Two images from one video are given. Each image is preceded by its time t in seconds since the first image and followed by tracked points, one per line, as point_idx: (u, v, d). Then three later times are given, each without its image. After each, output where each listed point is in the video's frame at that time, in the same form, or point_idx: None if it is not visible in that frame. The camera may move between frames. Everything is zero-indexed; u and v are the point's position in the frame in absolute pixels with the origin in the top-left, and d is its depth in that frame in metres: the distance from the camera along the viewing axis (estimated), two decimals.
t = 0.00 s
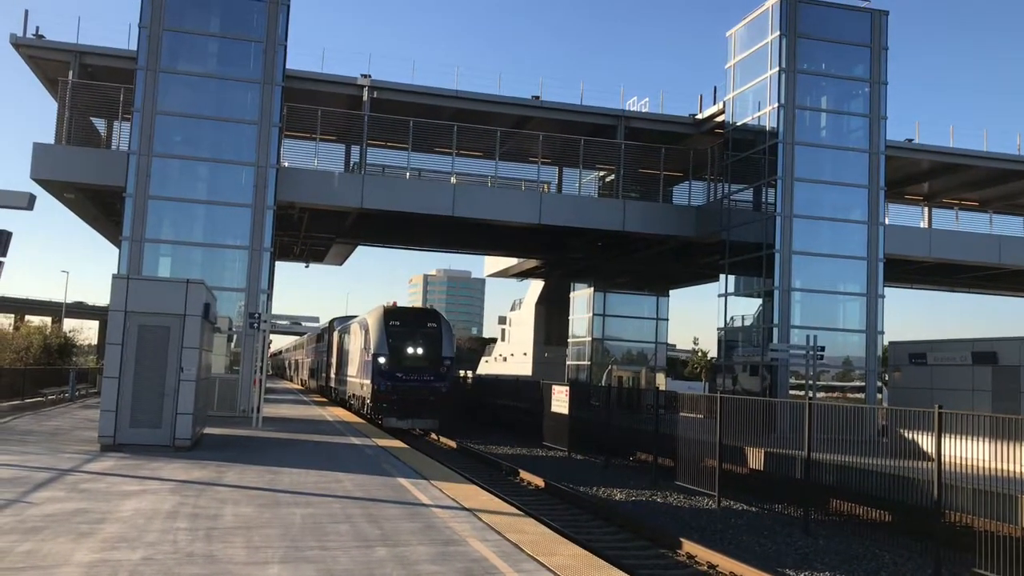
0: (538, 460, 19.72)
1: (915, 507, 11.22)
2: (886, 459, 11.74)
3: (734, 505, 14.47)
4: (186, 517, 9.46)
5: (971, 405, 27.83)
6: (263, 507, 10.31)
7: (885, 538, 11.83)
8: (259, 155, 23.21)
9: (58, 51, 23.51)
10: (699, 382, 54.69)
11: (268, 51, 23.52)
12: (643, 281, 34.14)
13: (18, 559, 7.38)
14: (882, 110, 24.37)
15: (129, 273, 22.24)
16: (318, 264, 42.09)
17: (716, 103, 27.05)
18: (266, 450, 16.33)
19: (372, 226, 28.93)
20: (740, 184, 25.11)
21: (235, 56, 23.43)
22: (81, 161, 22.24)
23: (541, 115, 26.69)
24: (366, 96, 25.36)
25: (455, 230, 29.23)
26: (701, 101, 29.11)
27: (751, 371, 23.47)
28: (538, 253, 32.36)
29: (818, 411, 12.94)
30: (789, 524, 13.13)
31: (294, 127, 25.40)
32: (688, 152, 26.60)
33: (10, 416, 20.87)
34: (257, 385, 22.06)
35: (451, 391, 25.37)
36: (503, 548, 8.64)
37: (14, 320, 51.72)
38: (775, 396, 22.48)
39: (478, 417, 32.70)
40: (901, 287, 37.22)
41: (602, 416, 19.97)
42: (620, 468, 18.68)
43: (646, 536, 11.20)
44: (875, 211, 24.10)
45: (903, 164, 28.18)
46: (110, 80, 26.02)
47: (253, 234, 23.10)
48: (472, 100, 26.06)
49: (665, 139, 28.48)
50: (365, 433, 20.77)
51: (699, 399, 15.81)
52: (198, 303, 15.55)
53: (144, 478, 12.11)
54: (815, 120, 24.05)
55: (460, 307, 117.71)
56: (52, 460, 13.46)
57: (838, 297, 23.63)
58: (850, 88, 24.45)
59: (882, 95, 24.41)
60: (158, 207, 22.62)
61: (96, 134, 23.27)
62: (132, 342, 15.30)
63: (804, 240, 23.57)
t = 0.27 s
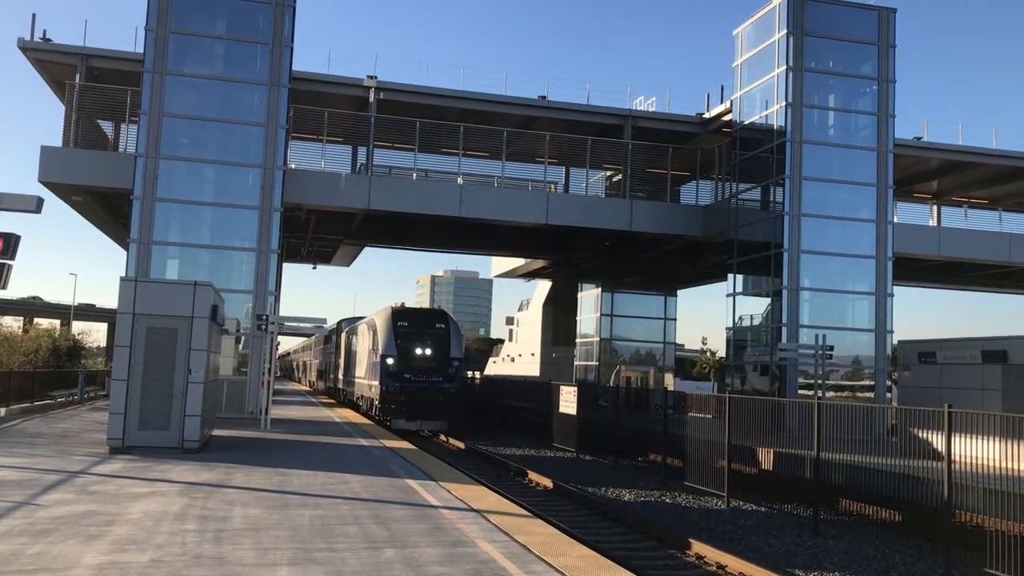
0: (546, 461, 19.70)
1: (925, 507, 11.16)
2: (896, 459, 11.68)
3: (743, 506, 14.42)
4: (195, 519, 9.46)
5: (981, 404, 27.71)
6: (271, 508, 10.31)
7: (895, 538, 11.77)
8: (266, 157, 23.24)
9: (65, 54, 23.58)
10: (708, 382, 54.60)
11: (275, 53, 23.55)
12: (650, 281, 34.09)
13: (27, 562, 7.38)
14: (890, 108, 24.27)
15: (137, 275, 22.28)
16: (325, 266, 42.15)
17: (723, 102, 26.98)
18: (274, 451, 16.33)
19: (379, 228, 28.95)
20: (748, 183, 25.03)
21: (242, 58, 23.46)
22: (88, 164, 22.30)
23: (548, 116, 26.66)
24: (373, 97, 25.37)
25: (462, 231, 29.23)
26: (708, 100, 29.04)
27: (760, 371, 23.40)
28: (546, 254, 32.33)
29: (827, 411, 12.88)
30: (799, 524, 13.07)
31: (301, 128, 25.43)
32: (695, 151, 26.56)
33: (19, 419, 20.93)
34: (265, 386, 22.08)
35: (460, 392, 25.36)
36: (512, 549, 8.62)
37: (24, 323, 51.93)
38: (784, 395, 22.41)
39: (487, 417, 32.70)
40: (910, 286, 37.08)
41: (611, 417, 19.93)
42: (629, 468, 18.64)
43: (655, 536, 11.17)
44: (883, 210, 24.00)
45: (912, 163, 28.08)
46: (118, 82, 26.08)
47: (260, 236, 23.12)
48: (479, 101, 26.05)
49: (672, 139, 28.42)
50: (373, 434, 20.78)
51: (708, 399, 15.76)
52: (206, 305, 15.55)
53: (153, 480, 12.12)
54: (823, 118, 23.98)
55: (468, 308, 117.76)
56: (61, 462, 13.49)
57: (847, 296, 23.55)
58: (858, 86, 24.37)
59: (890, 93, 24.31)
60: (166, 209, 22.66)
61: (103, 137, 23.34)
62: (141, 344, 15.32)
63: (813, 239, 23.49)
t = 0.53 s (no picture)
0: (554, 462, 19.73)
1: (933, 506, 11.16)
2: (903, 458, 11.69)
3: (751, 506, 14.44)
4: (204, 522, 9.53)
5: (989, 402, 27.66)
6: (280, 511, 10.37)
7: (903, 537, 11.78)
8: (273, 160, 23.33)
9: (74, 60, 23.72)
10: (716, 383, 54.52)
11: (281, 57, 23.64)
12: (657, 281, 34.10)
13: (38, 565, 7.45)
14: (896, 107, 24.26)
15: (145, 279, 22.39)
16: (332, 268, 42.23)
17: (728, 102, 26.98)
18: (282, 454, 16.40)
19: (386, 230, 29.02)
20: (754, 183, 25.03)
21: (249, 62, 23.56)
22: (96, 168, 22.42)
23: (554, 117, 26.70)
24: (379, 100, 25.45)
25: (468, 233, 29.28)
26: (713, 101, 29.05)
27: (768, 370, 23.39)
28: (552, 255, 32.37)
29: (834, 410, 12.89)
30: (806, 523, 13.08)
31: (307, 132, 25.52)
32: (701, 152, 26.58)
33: (29, 423, 21.05)
34: (273, 389, 22.16)
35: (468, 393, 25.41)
36: (519, 550, 8.66)
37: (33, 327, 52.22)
38: (791, 395, 22.40)
39: (495, 419, 32.74)
40: (917, 285, 37.00)
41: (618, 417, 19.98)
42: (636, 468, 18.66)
43: (662, 537, 11.19)
44: (890, 209, 23.99)
45: (918, 161, 28.04)
46: (125, 87, 26.21)
47: (268, 239, 23.22)
48: (485, 103, 26.11)
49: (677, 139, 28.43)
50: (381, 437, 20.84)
51: (715, 399, 15.78)
52: (214, 309, 15.63)
53: (162, 483, 12.19)
54: (828, 118, 23.98)
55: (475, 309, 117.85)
56: (71, 466, 13.57)
57: (854, 295, 23.54)
58: (863, 85, 24.36)
59: (896, 92, 24.30)
60: (174, 213, 22.77)
61: (112, 142, 23.46)
62: (149, 347, 15.39)
63: (820, 239, 23.48)
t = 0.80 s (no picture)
0: (559, 463, 19.69)
1: (939, 505, 11.11)
2: (907, 457, 11.65)
3: (756, 506, 14.38)
4: (208, 525, 9.48)
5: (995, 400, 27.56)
6: (283, 514, 10.33)
7: (910, 536, 11.72)
8: (275, 162, 23.30)
9: (75, 63, 23.70)
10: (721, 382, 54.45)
11: (282, 58, 23.61)
12: (660, 281, 34.04)
13: (40, 569, 7.40)
14: (899, 104, 24.19)
15: (147, 282, 22.37)
16: (335, 270, 42.18)
17: (731, 101, 26.92)
18: (286, 457, 16.36)
19: (388, 231, 28.98)
20: (757, 182, 24.95)
21: (250, 64, 23.53)
22: (98, 172, 22.41)
23: (556, 117, 26.66)
24: (380, 101, 25.42)
25: (471, 234, 29.24)
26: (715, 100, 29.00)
27: (772, 370, 23.31)
28: (555, 256, 32.30)
29: (838, 409, 12.84)
30: (812, 523, 13.01)
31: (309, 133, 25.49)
32: (704, 151, 26.53)
33: (33, 427, 21.02)
34: (276, 392, 22.12)
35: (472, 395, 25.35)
36: (524, 552, 8.60)
37: (37, 331, 52.24)
38: (796, 394, 22.33)
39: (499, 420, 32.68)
40: (921, 283, 36.91)
41: (622, 418, 19.94)
42: (641, 469, 18.60)
43: (667, 538, 11.13)
44: (894, 207, 23.91)
45: (922, 159, 27.96)
46: (126, 90, 26.21)
47: (269, 242, 23.19)
48: (486, 103, 26.06)
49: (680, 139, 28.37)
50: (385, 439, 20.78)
51: (720, 399, 15.72)
52: (216, 312, 15.60)
53: (165, 486, 12.15)
54: (831, 116, 23.90)
55: (478, 310, 117.85)
56: (75, 470, 13.54)
57: (858, 294, 23.46)
58: (866, 83, 24.29)
59: (899, 90, 24.22)
60: (175, 216, 22.75)
61: (113, 145, 23.44)
62: (152, 351, 15.36)
63: (824, 238, 23.40)
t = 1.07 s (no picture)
0: (562, 460, 19.72)
1: (941, 499, 11.13)
2: (909, 451, 11.68)
3: (759, 501, 14.40)
4: (212, 526, 9.51)
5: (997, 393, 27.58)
6: (288, 514, 10.35)
7: (912, 530, 11.74)
8: (275, 163, 23.32)
9: (74, 66, 23.71)
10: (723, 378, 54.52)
11: (281, 59, 23.62)
12: (661, 277, 34.06)
13: (46, 572, 7.43)
14: (898, 98, 24.18)
15: (149, 285, 22.40)
16: (336, 270, 42.21)
17: (730, 97, 26.92)
18: (289, 457, 16.38)
19: (389, 231, 28.99)
20: (757, 177, 24.95)
21: (249, 66, 23.54)
22: (98, 174, 22.43)
23: (555, 115, 26.66)
24: (380, 101, 25.42)
25: (472, 233, 29.26)
26: (714, 96, 29.00)
27: (774, 365, 23.33)
28: (556, 253, 32.32)
29: (840, 404, 12.86)
30: (815, 518, 13.04)
31: (308, 134, 25.50)
32: (704, 147, 26.54)
33: (36, 430, 21.06)
34: (279, 393, 22.15)
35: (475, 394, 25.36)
36: (528, 550, 8.63)
37: (39, 334, 52.31)
38: (798, 389, 22.36)
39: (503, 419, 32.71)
40: (922, 277, 36.90)
41: (624, 415, 19.98)
42: (644, 466, 18.63)
43: (671, 534, 11.16)
44: (894, 201, 23.92)
45: (921, 153, 27.96)
46: (126, 93, 26.22)
47: (270, 243, 23.21)
48: (485, 102, 26.07)
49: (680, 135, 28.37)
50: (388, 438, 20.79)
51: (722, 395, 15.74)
52: (218, 313, 15.62)
53: (169, 488, 12.18)
54: (830, 111, 23.90)
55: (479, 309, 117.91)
56: (79, 472, 13.57)
57: (859, 289, 23.47)
58: (865, 78, 24.28)
59: (898, 84, 24.22)
60: (176, 218, 22.77)
61: (113, 148, 23.46)
62: (154, 353, 15.39)
63: (824, 233, 23.41)
